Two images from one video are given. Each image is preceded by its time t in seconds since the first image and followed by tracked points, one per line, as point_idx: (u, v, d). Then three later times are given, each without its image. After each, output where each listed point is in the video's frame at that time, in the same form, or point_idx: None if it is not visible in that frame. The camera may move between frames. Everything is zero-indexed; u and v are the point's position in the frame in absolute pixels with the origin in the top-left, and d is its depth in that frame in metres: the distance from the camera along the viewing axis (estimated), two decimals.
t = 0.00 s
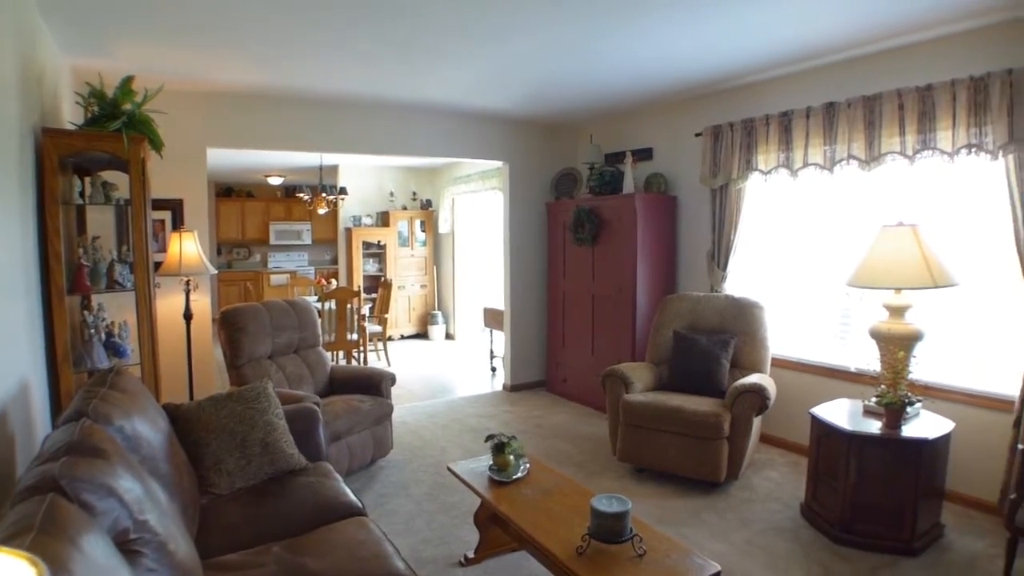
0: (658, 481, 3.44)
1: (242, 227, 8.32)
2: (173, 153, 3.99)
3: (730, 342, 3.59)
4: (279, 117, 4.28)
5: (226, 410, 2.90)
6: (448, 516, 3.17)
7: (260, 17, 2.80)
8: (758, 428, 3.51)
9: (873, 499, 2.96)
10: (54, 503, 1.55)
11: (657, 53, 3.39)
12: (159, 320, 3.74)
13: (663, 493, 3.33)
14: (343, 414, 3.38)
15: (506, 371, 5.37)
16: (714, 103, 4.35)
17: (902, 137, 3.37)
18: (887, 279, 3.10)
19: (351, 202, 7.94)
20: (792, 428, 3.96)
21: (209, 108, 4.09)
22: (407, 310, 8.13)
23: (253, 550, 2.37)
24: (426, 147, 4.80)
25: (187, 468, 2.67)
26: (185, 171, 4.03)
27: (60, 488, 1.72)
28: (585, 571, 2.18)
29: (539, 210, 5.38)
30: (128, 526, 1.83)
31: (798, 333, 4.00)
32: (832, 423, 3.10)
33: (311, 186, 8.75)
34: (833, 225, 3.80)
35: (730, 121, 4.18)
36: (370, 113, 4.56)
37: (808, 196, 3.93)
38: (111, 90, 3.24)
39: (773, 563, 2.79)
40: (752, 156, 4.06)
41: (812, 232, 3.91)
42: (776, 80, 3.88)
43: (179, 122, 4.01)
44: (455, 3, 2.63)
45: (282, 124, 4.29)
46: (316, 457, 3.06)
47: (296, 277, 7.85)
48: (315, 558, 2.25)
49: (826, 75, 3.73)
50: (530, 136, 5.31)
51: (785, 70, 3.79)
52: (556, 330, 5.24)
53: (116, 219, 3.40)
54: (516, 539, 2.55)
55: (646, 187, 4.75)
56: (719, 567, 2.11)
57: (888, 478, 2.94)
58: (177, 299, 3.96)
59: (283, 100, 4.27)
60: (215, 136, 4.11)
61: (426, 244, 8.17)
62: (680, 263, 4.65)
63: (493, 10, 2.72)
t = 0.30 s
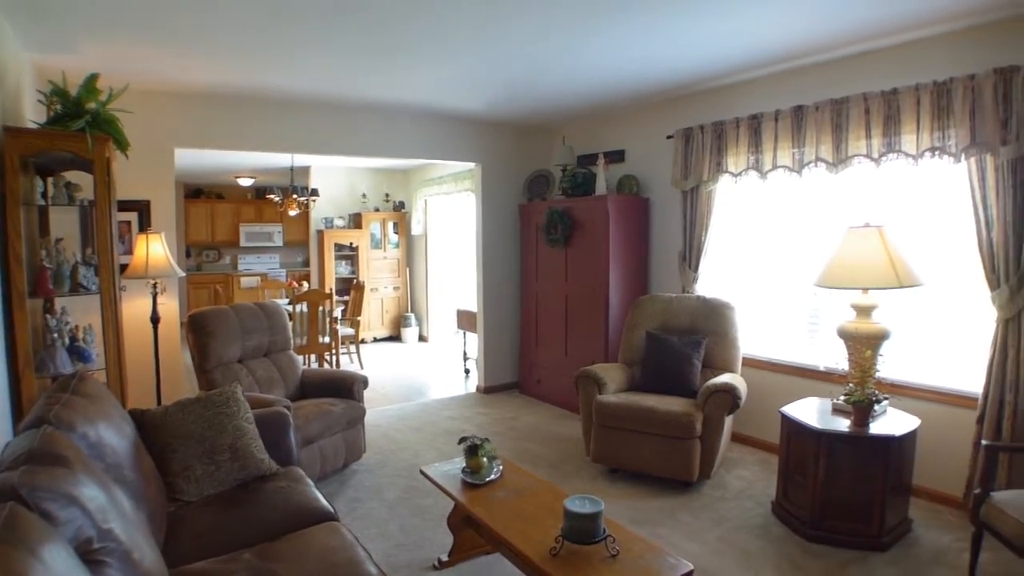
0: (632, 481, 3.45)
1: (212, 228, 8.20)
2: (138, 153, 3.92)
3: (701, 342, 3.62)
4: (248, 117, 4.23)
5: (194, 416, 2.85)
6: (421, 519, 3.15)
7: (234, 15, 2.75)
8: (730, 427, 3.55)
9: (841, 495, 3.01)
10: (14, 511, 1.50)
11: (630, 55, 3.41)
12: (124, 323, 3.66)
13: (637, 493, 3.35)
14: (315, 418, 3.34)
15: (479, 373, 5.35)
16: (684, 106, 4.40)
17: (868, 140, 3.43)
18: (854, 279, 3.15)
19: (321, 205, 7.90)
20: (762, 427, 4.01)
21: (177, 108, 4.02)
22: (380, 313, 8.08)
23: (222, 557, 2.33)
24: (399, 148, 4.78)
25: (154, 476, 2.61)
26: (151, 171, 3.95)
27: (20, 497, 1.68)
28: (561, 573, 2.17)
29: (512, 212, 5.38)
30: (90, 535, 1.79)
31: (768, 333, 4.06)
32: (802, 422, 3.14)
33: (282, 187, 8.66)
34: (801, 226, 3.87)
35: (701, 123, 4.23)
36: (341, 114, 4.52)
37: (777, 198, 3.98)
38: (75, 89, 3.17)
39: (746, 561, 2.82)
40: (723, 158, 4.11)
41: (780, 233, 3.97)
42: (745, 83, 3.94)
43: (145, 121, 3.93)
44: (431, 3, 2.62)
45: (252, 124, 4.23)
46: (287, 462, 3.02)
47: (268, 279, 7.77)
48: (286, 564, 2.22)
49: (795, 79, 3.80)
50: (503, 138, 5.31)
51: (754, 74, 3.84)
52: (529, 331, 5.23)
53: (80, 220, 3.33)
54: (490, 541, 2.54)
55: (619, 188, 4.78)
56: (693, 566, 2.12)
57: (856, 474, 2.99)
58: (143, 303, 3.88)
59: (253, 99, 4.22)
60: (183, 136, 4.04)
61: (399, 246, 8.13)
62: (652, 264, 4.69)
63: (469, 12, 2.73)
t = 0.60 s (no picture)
0: (616, 482, 3.46)
1: (192, 230, 8.12)
2: (115, 154, 3.87)
3: (683, 344, 3.64)
4: (228, 118, 4.19)
5: (173, 420, 2.81)
6: (405, 522, 3.13)
7: (213, 14, 2.73)
8: (712, 427, 3.56)
9: (822, 495, 3.03)
10: None
11: (611, 57, 3.42)
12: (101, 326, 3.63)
13: (620, 494, 3.36)
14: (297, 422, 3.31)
15: (462, 375, 5.35)
16: (665, 108, 4.42)
17: (847, 143, 3.47)
18: (834, 281, 3.18)
19: (303, 205, 7.81)
20: (744, 427, 4.04)
21: (155, 108, 3.98)
22: (363, 315, 8.04)
23: (202, 563, 2.30)
24: (380, 150, 4.76)
25: (133, 481, 2.57)
26: (128, 173, 3.91)
27: None
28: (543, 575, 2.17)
29: (495, 214, 5.38)
30: (65, 542, 1.76)
31: (750, 334, 4.09)
32: (783, 422, 3.16)
33: (262, 189, 8.60)
34: (781, 227, 3.90)
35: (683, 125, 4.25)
36: (323, 116, 4.50)
37: (757, 200, 4.01)
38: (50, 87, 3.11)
39: (728, 561, 2.84)
40: (704, 161, 4.13)
41: (761, 235, 4.00)
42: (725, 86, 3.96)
43: (122, 122, 3.89)
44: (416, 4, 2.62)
45: (231, 126, 4.20)
46: (268, 466, 2.99)
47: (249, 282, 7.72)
48: (266, 569, 2.19)
49: (775, 82, 3.83)
50: (485, 139, 5.31)
51: (734, 77, 3.87)
52: (513, 333, 5.23)
53: (55, 222, 3.27)
54: (473, 544, 2.53)
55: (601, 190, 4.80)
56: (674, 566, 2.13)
57: (836, 473, 3.01)
58: (120, 305, 3.84)
59: (234, 100, 4.19)
60: (160, 137, 3.99)
61: (382, 248, 8.10)
62: (634, 266, 4.71)
63: (455, 13, 2.73)
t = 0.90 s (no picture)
0: (596, 484, 3.47)
1: (168, 233, 8.02)
2: (87, 154, 3.80)
3: (662, 345, 3.66)
4: (205, 119, 4.15)
5: (147, 425, 2.75)
6: (385, 526, 3.11)
7: (188, 13, 2.69)
8: (691, 428, 3.58)
9: (800, 494, 3.06)
10: None
11: (591, 60, 3.43)
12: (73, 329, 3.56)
13: (600, 496, 3.36)
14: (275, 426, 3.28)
15: (442, 378, 5.33)
16: (643, 111, 4.45)
17: (823, 146, 3.52)
18: (810, 283, 3.21)
19: (282, 207, 7.75)
20: (723, 428, 4.07)
21: (130, 109, 3.93)
22: (342, 318, 8.01)
23: (177, 570, 2.26)
24: (359, 152, 4.74)
25: (106, 487, 2.52)
26: (101, 174, 3.85)
27: None
28: None
29: (475, 216, 5.38)
30: (36, 551, 1.72)
31: (727, 335, 4.12)
32: (760, 422, 3.19)
33: (240, 191, 8.53)
34: (758, 230, 3.94)
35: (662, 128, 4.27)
36: (301, 118, 4.48)
37: (735, 202, 4.05)
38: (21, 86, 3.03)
39: (707, 561, 2.85)
40: (683, 164, 4.16)
41: (738, 237, 4.04)
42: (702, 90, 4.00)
43: (94, 122, 3.82)
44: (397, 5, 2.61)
45: (208, 127, 4.16)
46: (245, 471, 2.95)
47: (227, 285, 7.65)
48: None
49: (750, 86, 3.88)
50: (466, 142, 5.32)
51: (712, 81, 3.91)
52: (493, 335, 5.22)
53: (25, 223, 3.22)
54: (452, 548, 2.51)
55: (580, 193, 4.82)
56: (652, 568, 2.14)
57: (813, 473, 3.05)
58: (93, 308, 3.78)
59: (211, 100, 4.15)
60: (134, 138, 3.94)
61: (361, 250, 8.07)
62: (614, 268, 4.73)
63: (436, 14, 2.72)
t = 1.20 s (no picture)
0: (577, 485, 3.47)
1: (145, 235, 7.92)
2: (60, 155, 3.74)
3: (642, 346, 3.68)
4: (182, 120, 4.11)
5: (122, 430, 2.70)
6: (366, 529, 3.09)
7: (163, 11, 2.65)
8: (671, 429, 3.60)
9: (779, 494, 3.09)
10: None
11: (571, 62, 3.43)
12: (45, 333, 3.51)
13: (581, 497, 3.37)
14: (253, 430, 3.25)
15: (422, 380, 5.32)
16: (622, 114, 4.48)
17: (800, 149, 3.55)
18: (787, 284, 3.24)
19: (260, 209, 7.66)
20: (703, 428, 4.09)
21: (105, 108, 3.88)
22: (322, 320, 7.96)
23: None
24: (339, 153, 4.72)
25: (79, 494, 2.46)
26: (74, 175, 3.79)
27: None
28: None
29: (455, 218, 5.38)
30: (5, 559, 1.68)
31: (707, 336, 4.15)
32: (739, 422, 3.22)
33: (218, 192, 8.45)
34: (736, 232, 3.98)
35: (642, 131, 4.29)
36: (280, 119, 4.46)
37: (714, 204, 4.09)
38: None
39: (688, 561, 2.87)
40: (663, 166, 4.19)
41: (717, 239, 4.07)
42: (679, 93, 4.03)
43: (67, 122, 3.76)
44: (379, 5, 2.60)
45: (185, 128, 4.12)
46: (222, 476, 2.91)
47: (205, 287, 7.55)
48: None
49: (727, 90, 3.92)
50: (447, 144, 5.32)
51: (690, 84, 3.94)
52: (473, 337, 5.22)
53: None
54: (433, 552, 2.49)
55: (561, 195, 4.83)
56: (632, 569, 2.14)
57: (791, 473, 3.07)
58: (66, 311, 3.72)
59: (189, 100, 4.10)
60: (109, 139, 3.88)
61: (341, 252, 8.04)
62: (594, 270, 4.74)
63: (420, 15, 2.71)
